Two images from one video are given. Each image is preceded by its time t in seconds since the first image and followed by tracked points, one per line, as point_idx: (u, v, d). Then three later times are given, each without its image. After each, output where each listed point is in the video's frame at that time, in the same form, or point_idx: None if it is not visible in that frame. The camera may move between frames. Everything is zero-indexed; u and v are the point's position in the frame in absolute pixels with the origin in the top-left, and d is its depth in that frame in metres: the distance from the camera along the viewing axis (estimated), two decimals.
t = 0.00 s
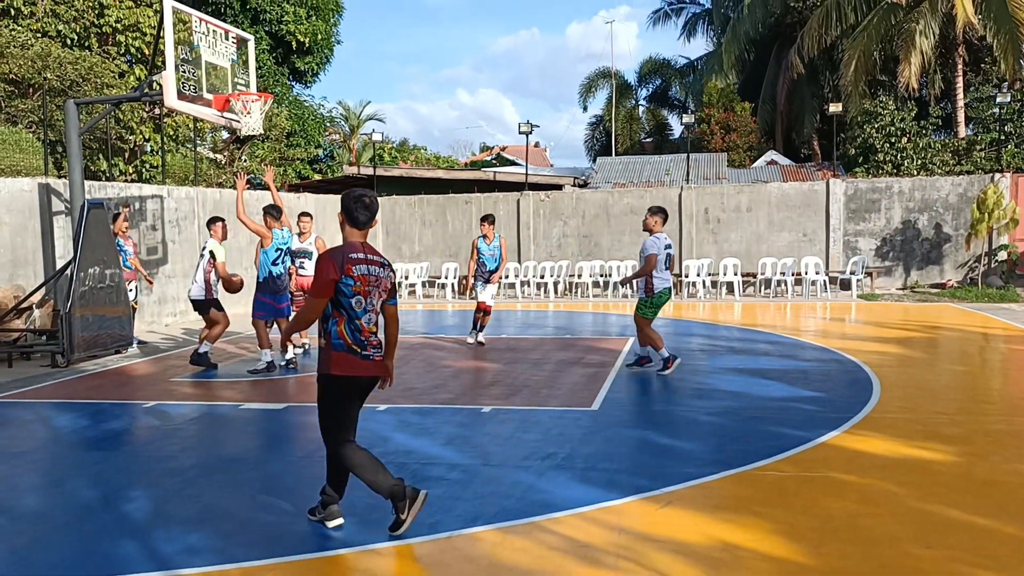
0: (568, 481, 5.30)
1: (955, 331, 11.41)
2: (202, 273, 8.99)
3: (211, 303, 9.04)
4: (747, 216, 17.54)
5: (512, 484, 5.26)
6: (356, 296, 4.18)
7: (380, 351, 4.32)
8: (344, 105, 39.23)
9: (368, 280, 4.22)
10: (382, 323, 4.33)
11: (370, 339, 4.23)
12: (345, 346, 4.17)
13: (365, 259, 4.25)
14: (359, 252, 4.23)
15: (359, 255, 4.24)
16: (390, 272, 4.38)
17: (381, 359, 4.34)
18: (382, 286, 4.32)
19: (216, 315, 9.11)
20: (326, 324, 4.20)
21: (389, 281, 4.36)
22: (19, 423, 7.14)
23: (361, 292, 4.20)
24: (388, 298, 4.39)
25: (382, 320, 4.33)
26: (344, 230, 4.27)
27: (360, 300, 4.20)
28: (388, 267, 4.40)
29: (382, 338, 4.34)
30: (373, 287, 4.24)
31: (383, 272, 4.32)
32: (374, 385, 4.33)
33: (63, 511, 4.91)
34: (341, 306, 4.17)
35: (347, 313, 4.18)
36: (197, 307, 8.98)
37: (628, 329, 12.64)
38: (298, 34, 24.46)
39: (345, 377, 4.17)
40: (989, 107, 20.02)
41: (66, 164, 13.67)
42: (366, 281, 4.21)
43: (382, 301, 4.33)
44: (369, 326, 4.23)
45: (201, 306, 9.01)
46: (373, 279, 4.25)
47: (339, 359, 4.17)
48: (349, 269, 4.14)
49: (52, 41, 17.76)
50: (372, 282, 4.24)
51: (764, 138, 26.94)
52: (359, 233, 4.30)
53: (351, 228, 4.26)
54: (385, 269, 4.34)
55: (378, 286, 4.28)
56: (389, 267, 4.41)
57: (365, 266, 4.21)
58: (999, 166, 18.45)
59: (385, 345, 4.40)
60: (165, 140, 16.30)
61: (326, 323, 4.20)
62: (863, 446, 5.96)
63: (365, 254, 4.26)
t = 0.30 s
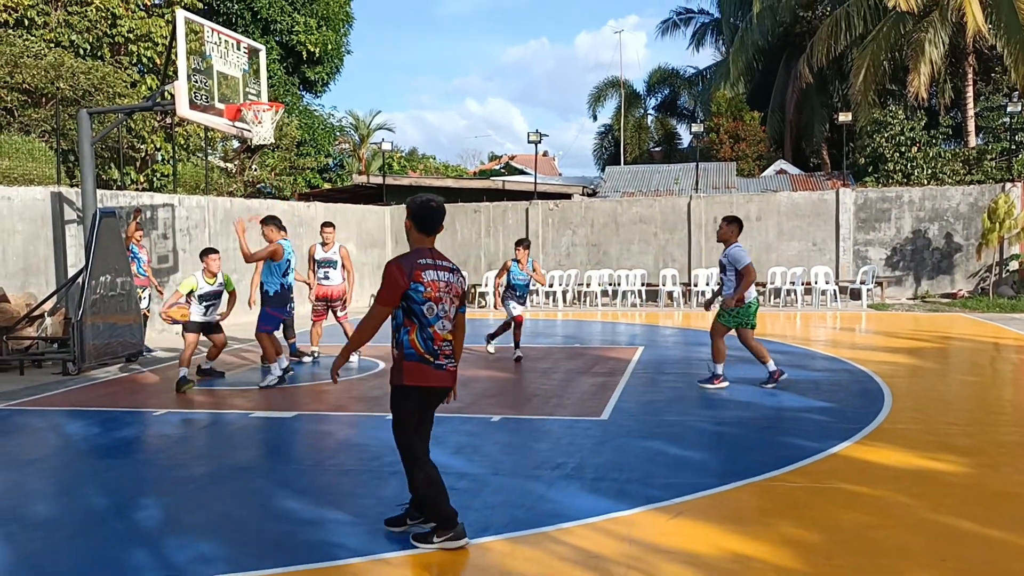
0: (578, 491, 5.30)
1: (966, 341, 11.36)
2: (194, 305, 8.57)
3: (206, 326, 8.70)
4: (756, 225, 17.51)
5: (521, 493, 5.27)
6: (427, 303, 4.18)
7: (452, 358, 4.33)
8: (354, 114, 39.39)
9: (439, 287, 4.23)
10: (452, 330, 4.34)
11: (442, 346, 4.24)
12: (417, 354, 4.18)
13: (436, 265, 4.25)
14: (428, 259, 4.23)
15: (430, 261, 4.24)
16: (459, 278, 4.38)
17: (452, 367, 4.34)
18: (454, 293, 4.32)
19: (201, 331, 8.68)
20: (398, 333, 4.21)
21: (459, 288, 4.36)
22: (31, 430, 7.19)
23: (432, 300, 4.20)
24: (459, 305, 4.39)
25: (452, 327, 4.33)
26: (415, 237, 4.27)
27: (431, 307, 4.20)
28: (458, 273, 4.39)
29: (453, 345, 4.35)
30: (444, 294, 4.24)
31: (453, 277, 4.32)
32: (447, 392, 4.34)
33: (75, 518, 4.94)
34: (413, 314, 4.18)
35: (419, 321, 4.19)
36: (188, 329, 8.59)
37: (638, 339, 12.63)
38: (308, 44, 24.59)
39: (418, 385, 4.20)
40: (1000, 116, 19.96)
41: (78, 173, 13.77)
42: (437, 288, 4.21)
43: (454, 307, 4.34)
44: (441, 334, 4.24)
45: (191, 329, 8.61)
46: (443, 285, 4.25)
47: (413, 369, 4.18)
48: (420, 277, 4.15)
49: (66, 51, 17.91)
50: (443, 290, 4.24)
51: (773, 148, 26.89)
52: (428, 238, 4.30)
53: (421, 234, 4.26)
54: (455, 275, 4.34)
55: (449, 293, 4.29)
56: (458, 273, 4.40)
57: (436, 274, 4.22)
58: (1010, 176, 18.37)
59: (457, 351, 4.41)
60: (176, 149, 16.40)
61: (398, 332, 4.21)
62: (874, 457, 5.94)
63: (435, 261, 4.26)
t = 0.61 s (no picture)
0: (583, 502, 5.29)
1: (972, 352, 11.32)
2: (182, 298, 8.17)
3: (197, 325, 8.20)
4: (761, 235, 17.50)
5: (526, 504, 5.26)
6: (482, 317, 4.01)
7: (507, 378, 4.10)
8: (360, 124, 39.54)
9: (496, 302, 4.04)
10: (510, 349, 4.12)
11: (494, 364, 4.05)
12: (467, 370, 4.03)
13: (496, 279, 4.07)
14: (488, 272, 4.06)
15: (490, 274, 4.06)
16: (523, 295, 4.16)
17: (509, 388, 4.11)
18: (513, 310, 4.10)
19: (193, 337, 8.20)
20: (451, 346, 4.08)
21: (520, 305, 4.14)
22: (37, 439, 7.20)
23: (486, 315, 4.02)
24: (521, 323, 4.18)
25: (511, 345, 4.12)
26: (479, 249, 4.11)
27: (486, 321, 4.02)
28: (524, 290, 4.17)
29: (510, 364, 4.12)
30: (500, 310, 4.05)
31: (514, 294, 4.11)
32: (500, 414, 4.11)
33: (79, 528, 4.94)
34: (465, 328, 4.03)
35: (472, 336, 4.02)
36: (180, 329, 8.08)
37: (642, 349, 12.61)
38: (315, 55, 24.71)
39: (464, 402, 4.04)
40: (1006, 127, 19.98)
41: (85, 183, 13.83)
42: (493, 302, 4.03)
43: (513, 325, 4.12)
44: (493, 351, 4.04)
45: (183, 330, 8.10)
46: (501, 301, 4.06)
47: (459, 384, 4.04)
48: (475, 289, 4.00)
49: (74, 62, 18.03)
50: (500, 306, 4.05)
51: (778, 158, 26.91)
52: (494, 251, 4.13)
53: (485, 246, 4.11)
54: (517, 291, 4.12)
55: (507, 309, 4.08)
56: (525, 290, 4.18)
57: (493, 288, 4.04)
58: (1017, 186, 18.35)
59: (516, 372, 4.16)
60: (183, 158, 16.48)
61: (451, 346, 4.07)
62: (881, 469, 5.93)
63: (496, 274, 4.08)
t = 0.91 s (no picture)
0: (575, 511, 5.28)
1: (962, 362, 11.37)
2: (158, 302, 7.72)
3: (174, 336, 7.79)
4: (752, 244, 17.56)
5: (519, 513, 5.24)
6: (538, 318, 3.82)
7: (569, 381, 3.87)
8: (352, 132, 39.54)
9: (552, 301, 3.84)
10: (572, 351, 3.89)
11: (555, 367, 3.83)
12: (527, 374, 3.82)
13: (551, 278, 3.88)
14: (543, 271, 3.88)
15: (545, 273, 3.88)
16: (583, 294, 3.94)
17: (573, 392, 3.88)
18: (572, 310, 3.89)
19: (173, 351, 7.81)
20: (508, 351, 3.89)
21: (580, 305, 3.92)
22: (26, 446, 7.14)
23: (543, 316, 3.82)
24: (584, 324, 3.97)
25: (572, 347, 3.89)
26: (533, 248, 3.96)
27: (544, 322, 3.82)
28: (583, 289, 3.95)
29: (572, 367, 3.90)
30: (558, 311, 3.84)
31: (572, 293, 3.90)
32: (564, 420, 3.87)
33: (68, 536, 4.91)
34: (521, 331, 3.85)
35: (529, 339, 3.83)
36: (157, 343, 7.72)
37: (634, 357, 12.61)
38: (308, 63, 24.70)
39: (525, 408, 3.82)
40: (995, 137, 20.12)
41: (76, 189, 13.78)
42: (549, 302, 3.83)
43: (573, 326, 3.90)
44: (553, 353, 3.83)
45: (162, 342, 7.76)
46: (558, 300, 3.85)
47: (520, 390, 3.82)
48: (530, 289, 3.82)
49: (67, 68, 17.98)
50: (557, 305, 3.84)
51: (769, 168, 27.03)
52: (549, 251, 3.96)
53: (539, 246, 3.95)
54: (575, 291, 3.91)
55: (566, 309, 3.86)
56: (585, 289, 3.96)
57: (549, 287, 3.85)
58: (1007, 197, 18.49)
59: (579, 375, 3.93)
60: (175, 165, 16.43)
61: (509, 350, 3.89)
62: (873, 478, 5.94)
63: (552, 273, 3.89)
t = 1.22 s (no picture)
0: (557, 516, 5.27)
1: (940, 368, 11.47)
2: (123, 307, 7.48)
3: (143, 346, 7.63)
4: (734, 251, 17.66)
5: (501, 519, 5.23)
6: (559, 338, 3.35)
7: (601, 403, 3.37)
8: (335, 135, 39.44)
9: (573, 318, 3.35)
10: (602, 369, 3.39)
11: (582, 388, 3.34)
12: (551, 398, 3.37)
13: (572, 292, 3.39)
14: (562, 285, 3.40)
15: (565, 288, 3.40)
16: (611, 307, 3.41)
17: (607, 413, 3.37)
18: (598, 326, 3.37)
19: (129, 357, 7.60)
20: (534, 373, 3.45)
21: (607, 319, 3.39)
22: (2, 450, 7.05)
23: (564, 335, 3.34)
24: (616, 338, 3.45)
25: (602, 366, 3.39)
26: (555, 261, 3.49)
27: (564, 341, 3.34)
28: (611, 300, 3.42)
29: (604, 388, 3.39)
30: (581, 327, 3.34)
31: (596, 308, 3.38)
32: (600, 444, 3.37)
33: (44, 543, 4.85)
34: (542, 352, 3.40)
35: (551, 361, 3.37)
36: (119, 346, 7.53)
37: (616, 362, 12.64)
38: (291, 66, 24.61)
39: (555, 432, 3.35)
40: (974, 147, 20.48)
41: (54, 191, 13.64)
42: (569, 319, 3.34)
43: (602, 343, 3.38)
44: (579, 374, 3.34)
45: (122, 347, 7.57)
46: (579, 316, 3.35)
47: (545, 416, 3.36)
48: (545, 307, 3.36)
49: (46, 69, 17.82)
50: (579, 322, 3.35)
51: (751, 175, 27.22)
52: (572, 262, 3.49)
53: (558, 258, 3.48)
54: (602, 303, 3.39)
55: (589, 325, 3.36)
56: (614, 301, 3.43)
57: (569, 303, 3.36)
58: (984, 206, 18.87)
59: (614, 395, 3.42)
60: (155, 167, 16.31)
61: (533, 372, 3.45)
62: (853, 483, 5.98)
63: (573, 287, 3.40)
